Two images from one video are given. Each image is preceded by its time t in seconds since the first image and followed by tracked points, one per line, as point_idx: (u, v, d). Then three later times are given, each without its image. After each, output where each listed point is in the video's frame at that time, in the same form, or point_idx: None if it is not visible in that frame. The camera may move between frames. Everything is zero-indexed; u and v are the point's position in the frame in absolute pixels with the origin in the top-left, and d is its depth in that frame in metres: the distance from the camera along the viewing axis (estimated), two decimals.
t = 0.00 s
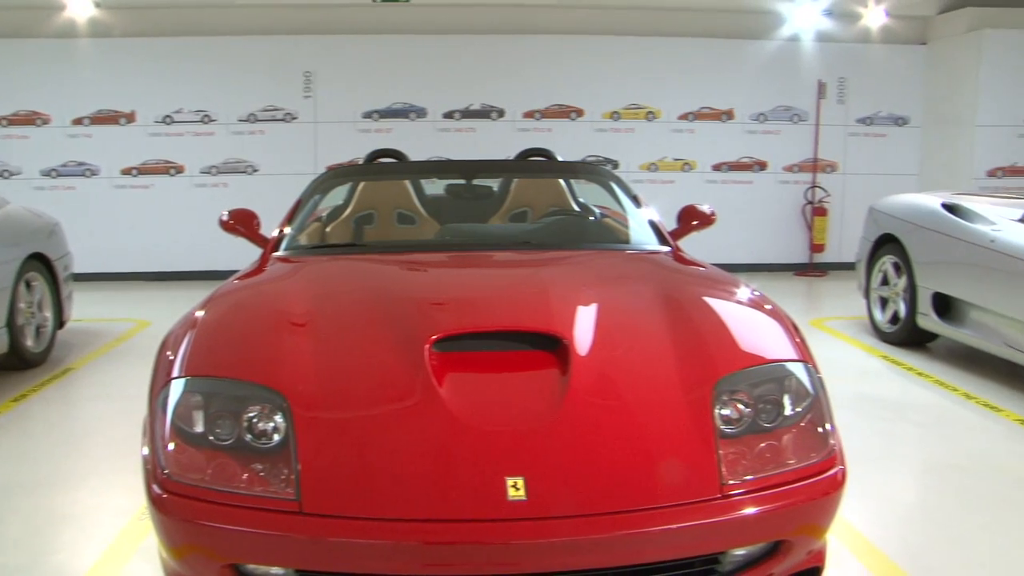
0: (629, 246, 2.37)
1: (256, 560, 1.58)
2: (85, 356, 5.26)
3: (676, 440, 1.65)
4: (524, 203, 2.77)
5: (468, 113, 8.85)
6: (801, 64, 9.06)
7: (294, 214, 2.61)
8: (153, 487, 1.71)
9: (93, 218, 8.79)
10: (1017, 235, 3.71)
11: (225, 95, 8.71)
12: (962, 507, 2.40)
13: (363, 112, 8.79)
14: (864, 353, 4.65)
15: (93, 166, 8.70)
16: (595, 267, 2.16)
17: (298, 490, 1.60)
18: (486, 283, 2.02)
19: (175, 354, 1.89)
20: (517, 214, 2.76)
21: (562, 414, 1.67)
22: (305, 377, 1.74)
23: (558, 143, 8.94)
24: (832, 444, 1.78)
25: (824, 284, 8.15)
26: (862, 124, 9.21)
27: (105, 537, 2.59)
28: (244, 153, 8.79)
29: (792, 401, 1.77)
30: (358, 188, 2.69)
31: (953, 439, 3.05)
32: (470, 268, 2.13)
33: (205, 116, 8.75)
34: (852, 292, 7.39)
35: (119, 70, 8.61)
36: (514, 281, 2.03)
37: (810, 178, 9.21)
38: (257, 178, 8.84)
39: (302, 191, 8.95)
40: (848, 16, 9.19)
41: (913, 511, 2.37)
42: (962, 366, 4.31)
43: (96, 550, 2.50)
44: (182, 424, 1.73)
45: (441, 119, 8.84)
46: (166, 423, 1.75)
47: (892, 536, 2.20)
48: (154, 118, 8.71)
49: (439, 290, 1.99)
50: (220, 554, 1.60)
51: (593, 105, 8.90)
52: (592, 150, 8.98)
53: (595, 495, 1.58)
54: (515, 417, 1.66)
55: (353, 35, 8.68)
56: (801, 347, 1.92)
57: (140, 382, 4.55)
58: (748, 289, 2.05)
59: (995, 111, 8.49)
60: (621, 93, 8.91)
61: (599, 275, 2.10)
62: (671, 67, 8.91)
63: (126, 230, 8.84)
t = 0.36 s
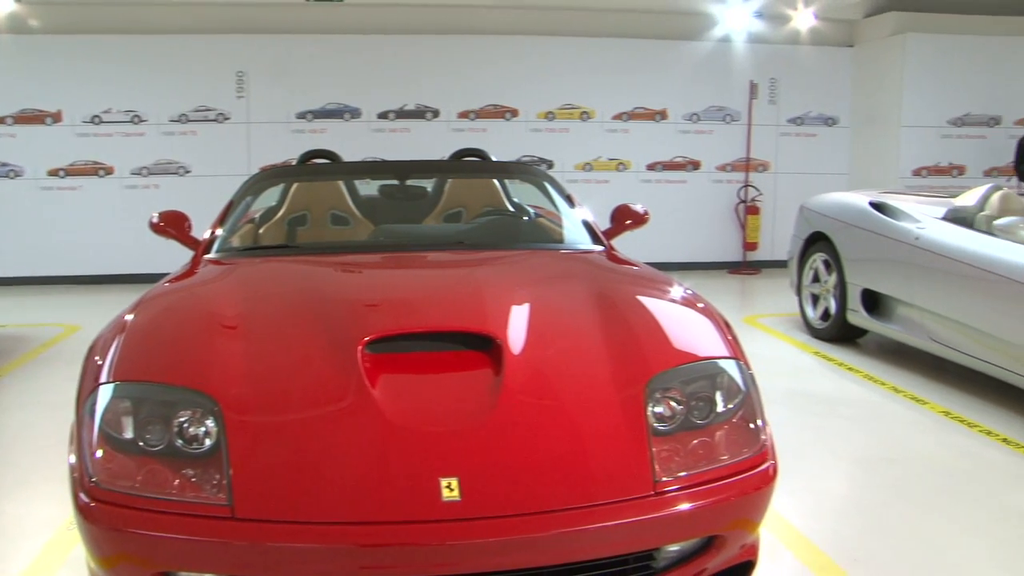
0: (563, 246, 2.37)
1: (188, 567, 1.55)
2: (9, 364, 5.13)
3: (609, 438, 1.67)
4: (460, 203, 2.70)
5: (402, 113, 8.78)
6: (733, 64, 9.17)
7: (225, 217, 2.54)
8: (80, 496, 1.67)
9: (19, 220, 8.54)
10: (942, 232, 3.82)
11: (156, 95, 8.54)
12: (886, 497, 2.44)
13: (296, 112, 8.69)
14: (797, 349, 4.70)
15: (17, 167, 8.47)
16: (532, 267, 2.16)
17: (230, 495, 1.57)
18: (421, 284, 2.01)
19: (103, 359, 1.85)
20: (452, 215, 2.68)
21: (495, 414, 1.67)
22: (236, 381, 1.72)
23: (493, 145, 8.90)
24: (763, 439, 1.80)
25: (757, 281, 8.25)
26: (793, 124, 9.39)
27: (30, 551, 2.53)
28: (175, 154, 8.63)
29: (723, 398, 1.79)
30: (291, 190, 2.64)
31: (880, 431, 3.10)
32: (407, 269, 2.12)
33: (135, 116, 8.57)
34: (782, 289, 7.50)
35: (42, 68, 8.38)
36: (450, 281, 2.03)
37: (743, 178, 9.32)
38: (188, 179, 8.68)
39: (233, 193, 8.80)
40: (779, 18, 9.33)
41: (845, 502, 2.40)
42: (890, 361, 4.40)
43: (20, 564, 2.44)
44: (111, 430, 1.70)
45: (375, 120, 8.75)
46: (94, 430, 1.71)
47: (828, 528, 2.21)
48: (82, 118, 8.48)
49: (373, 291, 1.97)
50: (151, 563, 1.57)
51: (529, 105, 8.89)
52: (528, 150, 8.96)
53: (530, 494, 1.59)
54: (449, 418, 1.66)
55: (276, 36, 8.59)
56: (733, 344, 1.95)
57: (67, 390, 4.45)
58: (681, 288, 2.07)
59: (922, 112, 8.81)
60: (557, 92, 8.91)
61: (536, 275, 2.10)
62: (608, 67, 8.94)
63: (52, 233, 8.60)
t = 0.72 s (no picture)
0: (500, 245, 2.38)
1: None
2: None
3: (546, 438, 1.67)
4: (396, 203, 2.67)
5: (339, 114, 8.38)
6: (667, 65, 8.99)
7: (157, 220, 2.48)
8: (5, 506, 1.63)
9: None
10: (873, 231, 3.89)
11: (84, 92, 7.96)
12: (817, 490, 2.48)
13: (232, 112, 8.23)
14: (733, 347, 4.70)
15: None
16: (471, 267, 2.16)
17: (162, 502, 1.54)
18: (358, 285, 2.00)
19: (30, 365, 1.81)
20: (387, 215, 2.65)
21: (431, 415, 1.67)
22: (168, 385, 1.69)
23: (428, 144, 8.56)
24: (698, 435, 1.83)
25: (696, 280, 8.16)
26: (728, 124, 9.25)
27: None
28: (109, 155, 8.09)
29: (659, 395, 1.81)
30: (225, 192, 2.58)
31: (813, 427, 3.14)
32: (345, 270, 2.11)
33: (64, 116, 7.97)
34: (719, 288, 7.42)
35: None
36: (387, 281, 2.02)
37: (679, 178, 9.16)
38: (123, 181, 8.15)
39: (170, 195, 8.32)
40: (714, 19, 9.12)
41: (779, 496, 2.44)
42: (822, 357, 4.46)
43: None
44: (38, 438, 1.66)
45: (311, 120, 8.34)
46: (21, 438, 1.67)
47: (759, 521, 2.25)
48: (7, 117, 7.88)
49: (310, 293, 1.96)
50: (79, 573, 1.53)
51: (463, 105, 8.56)
52: (466, 150, 8.65)
53: (468, 494, 1.59)
54: (386, 420, 1.66)
55: (230, 36, 8.13)
56: (668, 343, 1.97)
57: None
58: (618, 287, 2.09)
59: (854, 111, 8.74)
60: (494, 92, 8.61)
61: (474, 275, 2.10)
62: (545, 67, 8.68)
63: None
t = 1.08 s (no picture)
0: (439, 246, 2.38)
1: None
2: None
3: (486, 438, 1.67)
4: (335, 203, 2.60)
5: (278, 114, 8.19)
6: (606, 65, 8.91)
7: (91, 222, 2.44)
8: None
9: None
10: (809, 229, 3.93)
11: (13, 91, 7.69)
12: (753, 486, 2.51)
13: (169, 112, 8.01)
14: (674, 344, 4.70)
15: None
16: (414, 268, 2.16)
17: (96, 509, 1.51)
18: (298, 286, 1.98)
19: None
20: (327, 216, 2.58)
21: (369, 416, 1.66)
22: (102, 391, 1.66)
23: (367, 145, 8.38)
24: (637, 433, 1.84)
25: (638, 279, 8.09)
26: (667, 123, 9.21)
27: None
28: (40, 156, 7.82)
29: (598, 394, 1.82)
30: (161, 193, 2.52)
31: (753, 422, 3.18)
32: (286, 271, 2.09)
33: None
34: (659, 287, 7.38)
35: None
36: (328, 282, 2.00)
37: (619, 177, 9.13)
38: (54, 182, 7.88)
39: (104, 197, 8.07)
40: (654, 19, 9.07)
41: (714, 491, 2.46)
42: (762, 353, 4.50)
43: None
44: None
45: (250, 120, 8.14)
46: None
47: (700, 518, 2.27)
48: None
49: (249, 295, 1.94)
50: None
51: (402, 105, 8.40)
52: (406, 151, 8.50)
53: (409, 496, 1.58)
54: (324, 421, 1.64)
55: (231, 36, 8.01)
56: (608, 342, 1.98)
57: None
58: (558, 286, 2.11)
59: (790, 112, 8.73)
60: (434, 91, 8.47)
61: (417, 275, 2.09)
62: (485, 66, 8.55)
63: None
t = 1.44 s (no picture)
0: (385, 246, 2.37)
1: None
2: None
3: (433, 438, 1.67)
4: (280, 205, 2.57)
5: (223, 114, 7.92)
6: (553, 65, 8.75)
7: (30, 225, 2.39)
8: None
9: None
10: (754, 228, 3.94)
11: None
12: (698, 483, 2.53)
13: (112, 111, 7.69)
14: (620, 343, 4.67)
15: None
16: (362, 268, 2.15)
17: (34, 517, 1.47)
18: (243, 288, 1.96)
19: None
20: (272, 218, 2.56)
21: (314, 418, 1.65)
22: (40, 397, 1.62)
23: (313, 146, 8.14)
24: (584, 432, 1.85)
25: (587, 279, 7.90)
26: (614, 123, 9.08)
27: None
28: None
29: (543, 393, 1.82)
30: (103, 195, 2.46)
31: (700, 420, 3.19)
32: (233, 272, 2.07)
33: None
34: (607, 287, 7.27)
35: None
36: (275, 283, 1.99)
37: (566, 177, 8.97)
38: None
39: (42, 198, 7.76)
40: (600, 19, 8.94)
41: (658, 491, 2.47)
42: (707, 351, 4.49)
43: None
44: None
45: (195, 120, 7.87)
46: None
47: (650, 516, 2.28)
48: None
49: (193, 297, 1.91)
50: None
51: (348, 105, 8.19)
52: (353, 151, 8.27)
53: (356, 498, 1.57)
54: (269, 423, 1.63)
55: (232, 36, 7.84)
56: (554, 341, 1.99)
57: None
58: (504, 286, 2.11)
59: (735, 112, 8.64)
60: (380, 91, 8.25)
61: (364, 276, 2.08)
62: (433, 67, 8.35)
63: None
